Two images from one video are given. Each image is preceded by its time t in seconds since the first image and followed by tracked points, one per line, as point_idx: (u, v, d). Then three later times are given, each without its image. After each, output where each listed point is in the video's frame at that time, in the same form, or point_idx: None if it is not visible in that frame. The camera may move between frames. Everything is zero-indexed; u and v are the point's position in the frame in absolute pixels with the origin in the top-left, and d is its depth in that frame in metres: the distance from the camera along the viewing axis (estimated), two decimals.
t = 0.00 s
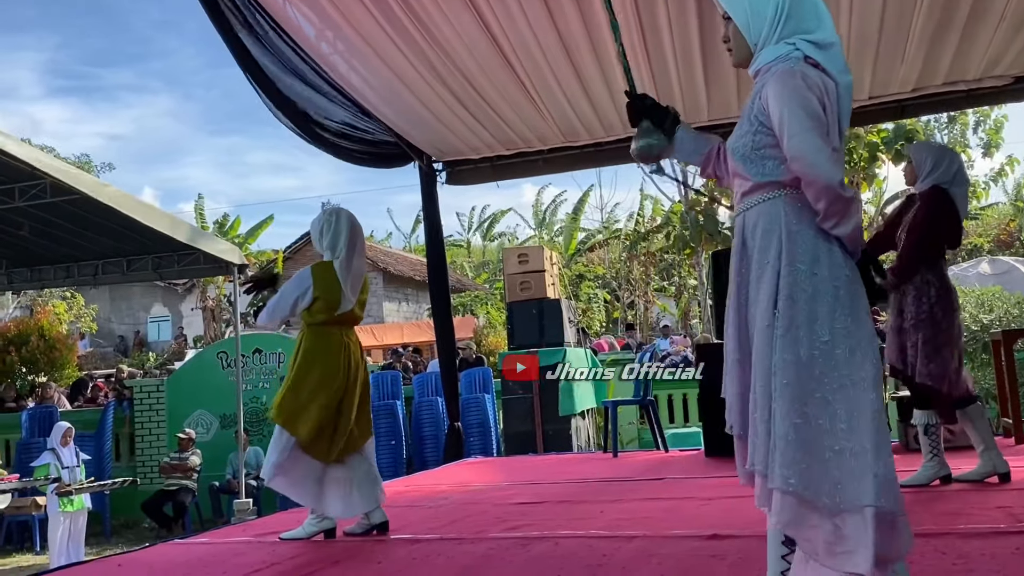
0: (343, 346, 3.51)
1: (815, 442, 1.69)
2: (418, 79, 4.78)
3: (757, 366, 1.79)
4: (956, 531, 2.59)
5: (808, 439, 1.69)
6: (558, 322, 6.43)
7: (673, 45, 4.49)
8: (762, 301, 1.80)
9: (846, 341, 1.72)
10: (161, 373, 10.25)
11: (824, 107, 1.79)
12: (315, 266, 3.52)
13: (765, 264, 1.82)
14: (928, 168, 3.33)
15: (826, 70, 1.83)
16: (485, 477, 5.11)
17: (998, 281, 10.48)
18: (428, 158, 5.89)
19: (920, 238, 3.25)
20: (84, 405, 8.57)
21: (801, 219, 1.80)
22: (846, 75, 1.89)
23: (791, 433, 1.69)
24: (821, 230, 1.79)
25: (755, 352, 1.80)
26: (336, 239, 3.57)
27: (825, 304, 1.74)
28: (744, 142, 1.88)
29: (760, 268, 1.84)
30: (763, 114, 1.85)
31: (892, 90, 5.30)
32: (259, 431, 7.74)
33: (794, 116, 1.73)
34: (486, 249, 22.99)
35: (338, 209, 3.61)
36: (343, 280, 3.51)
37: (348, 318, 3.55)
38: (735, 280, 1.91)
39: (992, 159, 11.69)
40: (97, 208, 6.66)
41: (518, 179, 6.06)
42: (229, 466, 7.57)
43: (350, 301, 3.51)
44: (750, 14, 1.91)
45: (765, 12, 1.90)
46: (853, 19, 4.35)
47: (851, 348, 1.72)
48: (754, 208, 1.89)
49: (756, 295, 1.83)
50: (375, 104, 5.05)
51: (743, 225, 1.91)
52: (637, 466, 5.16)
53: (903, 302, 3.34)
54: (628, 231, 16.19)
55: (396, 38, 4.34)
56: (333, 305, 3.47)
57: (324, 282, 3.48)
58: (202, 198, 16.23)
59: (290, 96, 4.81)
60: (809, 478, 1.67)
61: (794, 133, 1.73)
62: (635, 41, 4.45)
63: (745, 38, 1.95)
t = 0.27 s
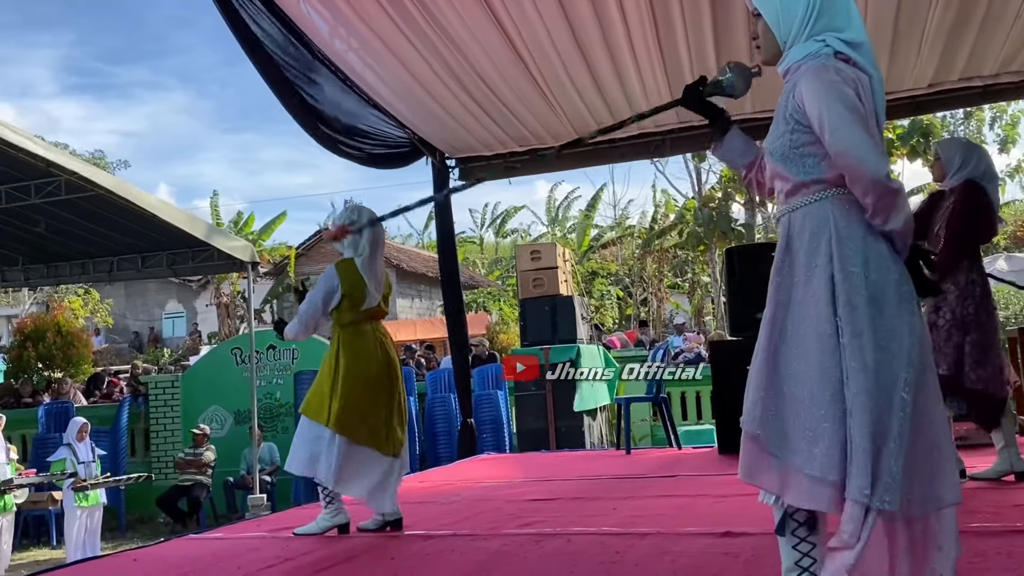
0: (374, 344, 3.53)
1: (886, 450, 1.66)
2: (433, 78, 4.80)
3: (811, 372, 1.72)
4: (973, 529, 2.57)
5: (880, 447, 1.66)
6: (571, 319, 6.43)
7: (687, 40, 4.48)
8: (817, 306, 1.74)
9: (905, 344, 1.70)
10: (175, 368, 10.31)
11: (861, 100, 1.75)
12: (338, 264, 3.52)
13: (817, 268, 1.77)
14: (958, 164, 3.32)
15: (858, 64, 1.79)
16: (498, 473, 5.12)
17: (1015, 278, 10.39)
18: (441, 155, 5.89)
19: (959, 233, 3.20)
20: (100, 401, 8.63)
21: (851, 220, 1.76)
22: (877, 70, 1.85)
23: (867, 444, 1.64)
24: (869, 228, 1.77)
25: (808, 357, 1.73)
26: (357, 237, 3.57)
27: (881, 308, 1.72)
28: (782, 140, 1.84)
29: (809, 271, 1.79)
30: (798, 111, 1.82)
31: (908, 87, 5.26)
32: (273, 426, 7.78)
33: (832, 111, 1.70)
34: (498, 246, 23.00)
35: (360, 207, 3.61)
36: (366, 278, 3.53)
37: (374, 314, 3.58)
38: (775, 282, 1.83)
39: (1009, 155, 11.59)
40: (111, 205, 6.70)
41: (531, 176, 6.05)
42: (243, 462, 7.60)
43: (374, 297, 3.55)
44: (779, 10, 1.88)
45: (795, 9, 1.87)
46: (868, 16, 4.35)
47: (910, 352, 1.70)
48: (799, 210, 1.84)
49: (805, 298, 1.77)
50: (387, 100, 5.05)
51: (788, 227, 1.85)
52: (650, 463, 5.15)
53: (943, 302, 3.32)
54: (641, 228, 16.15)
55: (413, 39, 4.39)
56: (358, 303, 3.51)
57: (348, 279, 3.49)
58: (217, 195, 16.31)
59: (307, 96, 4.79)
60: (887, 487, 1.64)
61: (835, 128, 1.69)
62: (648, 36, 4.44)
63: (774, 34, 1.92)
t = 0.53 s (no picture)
0: (388, 337, 3.58)
1: (890, 449, 1.65)
2: (452, 78, 4.85)
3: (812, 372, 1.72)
4: (992, 527, 2.55)
5: (884, 447, 1.65)
6: (586, 315, 6.42)
7: (704, 36, 4.46)
8: (816, 306, 1.73)
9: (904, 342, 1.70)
10: (193, 364, 10.39)
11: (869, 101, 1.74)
12: (361, 257, 3.52)
13: (814, 266, 1.76)
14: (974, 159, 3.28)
15: (862, 67, 1.76)
16: (513, 469, 5.12)
17: None
18: (456, 152, 5.90)
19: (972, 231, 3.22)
20: (119, 396, 8.71)
21: (848, 218, 1.75)
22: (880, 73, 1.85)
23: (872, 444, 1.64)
24: (868, 226, 1.76)
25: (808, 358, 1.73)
26: (378, 231, 3.58)
27: (880, 306, 1.71)
28: (786, 135, 1.81)
29: (806, 269, 1.77)
30: (805, 107, 1.79)
31: (927, 81, 5.21)
32: (290, 422, 7.83)
33: (846, 108, 1.67)
34: (514, 242, 23.02)
35: (377, 203, 3.60)
36: (388, 272, 3.56)
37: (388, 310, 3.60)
38: (772, 281, 1.82)
39: None
40: (129, 201, 6.76)
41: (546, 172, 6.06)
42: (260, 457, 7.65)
43: (395, 291, 3.59)
44: (791, 4, 1.85)
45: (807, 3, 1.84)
46: (887, 10, 4.30)
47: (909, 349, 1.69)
48: (797, 206, 1.82)
49: (803, 298, 1.76)
50: (404, 98, 5.06)
51: (784, 224, 1.83)
52: (665, 459, 5.14)
53: (963, 296, 3.25)
54: (656, 224, 16.11)
55: (435, 44, 4.47)
56: (382, 297, 3.54)
57: (372, 273, 3.50)
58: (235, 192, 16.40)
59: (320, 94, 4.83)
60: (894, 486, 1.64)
61: (849, 125, 1.66)
62: (665, 34, 4.43)
63: (784, 28, 1.89)
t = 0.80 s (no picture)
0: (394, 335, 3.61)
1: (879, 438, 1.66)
2: (468, 71, 4.82)
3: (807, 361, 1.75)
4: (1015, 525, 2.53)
5: (873, 434, 1.66)
6: (604, 311, 6.42)
7: (725, 32, 4.45)
8: (812, 294, 1.76)
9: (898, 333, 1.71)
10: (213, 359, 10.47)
11: (861, 98, 1.77)
12: (375, 253, 3.55)
13: (811, 257, 1.78)
14: (978, 153, 3.25)
15: (858, 62, 1.81)
16: (530, 464, 5.14)
17: None
18: (475, 147, 5.91)
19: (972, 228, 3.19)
20: (140, 390, 8.79)
21: (845, 211, 1.78)
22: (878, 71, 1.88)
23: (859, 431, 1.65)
24: (864, 221, 1.78)
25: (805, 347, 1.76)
26: (391, 231, 3.64)
27: (875, 296, 1.73)
28: (780, 134, 1.86)
29: (803, 260, 1.80)
30: (798, 106, 1.84)
31: (949, 75, 5.16)
32: (310, 416, 7.86)
33: (831, 106, 1.72)
34: (532, 238, 23.01)
35: (388, 202, 3.64)
36: (400, 271, 3.63)
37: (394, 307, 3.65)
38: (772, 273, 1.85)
39: None
40: (152, 197, 6.82)
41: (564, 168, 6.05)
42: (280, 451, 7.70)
43: (404, 290, 3.65)
44: (785, 6, 1.93)
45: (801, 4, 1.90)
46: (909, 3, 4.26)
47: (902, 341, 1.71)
48: (792, 200, 1.86)
49: (801, 289, 1.79)
50: (426, 95, 5.10)
51: (781, 218, 1.87)
52: (683, 455, 5.14)
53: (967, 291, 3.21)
54: (675, 219, 16.05)
55: (452, 37, 4.45)
56: (390, 295, 3.57)
57: (384, 270, 3.54)
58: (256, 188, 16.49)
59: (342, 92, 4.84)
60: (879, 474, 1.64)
61: (833, 123, 1.71)
62: (685, 29, 4.41)
63: (779, 25, 1.98)
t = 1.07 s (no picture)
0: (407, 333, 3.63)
1: (872, 432, 1.67)
2: (486, 66, 4.82)
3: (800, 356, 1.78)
4: None
5: (865, 429, 1.67)
6: (625, 306, 6.40)
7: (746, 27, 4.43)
8: (804, 292, 1.79)
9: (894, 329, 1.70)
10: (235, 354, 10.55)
11: (853, 94, 1.77)
12: (389, 251, 3.58)
13: (806, 256, 1.81)
14: (978, 153, 3.29)
15: (853, 58, 1.82)
16: (550, 459, 5.15)
17: None
18: (495, 143, 5.91)
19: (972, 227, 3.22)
20: (163, 384, 8.88)
21: (838, 210, 1.80)
22: (874, 64, 1.88)
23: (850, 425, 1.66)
24: (859, 219, 1.80)
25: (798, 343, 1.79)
26: (405, 230, 3.66)
27: (869, 292, 1.73)
28: (773, 134, 1.90)
29: (800, 259, 1.83)
30: (790, 105, 1.86)
31: (974, 69, 5.10)
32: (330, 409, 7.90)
33: (821, 105, 1.73)
34: (551, 234, 23.02)
35: (399, 200, 3.65)
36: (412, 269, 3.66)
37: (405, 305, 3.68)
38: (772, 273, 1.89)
39: None
40: (174, 192, 6.88)
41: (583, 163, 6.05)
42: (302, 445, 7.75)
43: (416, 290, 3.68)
44: (779, 5, 1.94)
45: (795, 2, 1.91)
46: None
47: (897, 336, 1.70)
48: (787, 199, 1.89)
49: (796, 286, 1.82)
50: (449, 95, 5.14)
51: (779, 217, 1.90)
52: (704, 451, 5.13)
53: (963, 293, 3.29)
54: (696, 215, 15.99)
55: (470, 29, 4.43)
56: (403, 293, 3.60)
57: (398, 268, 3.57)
58: (276, 183, 16.59)
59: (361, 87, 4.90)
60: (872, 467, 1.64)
61: (822, 122, 1.73)
62: (706, 22, 4.38)
63: (774, 25, 1.98)
